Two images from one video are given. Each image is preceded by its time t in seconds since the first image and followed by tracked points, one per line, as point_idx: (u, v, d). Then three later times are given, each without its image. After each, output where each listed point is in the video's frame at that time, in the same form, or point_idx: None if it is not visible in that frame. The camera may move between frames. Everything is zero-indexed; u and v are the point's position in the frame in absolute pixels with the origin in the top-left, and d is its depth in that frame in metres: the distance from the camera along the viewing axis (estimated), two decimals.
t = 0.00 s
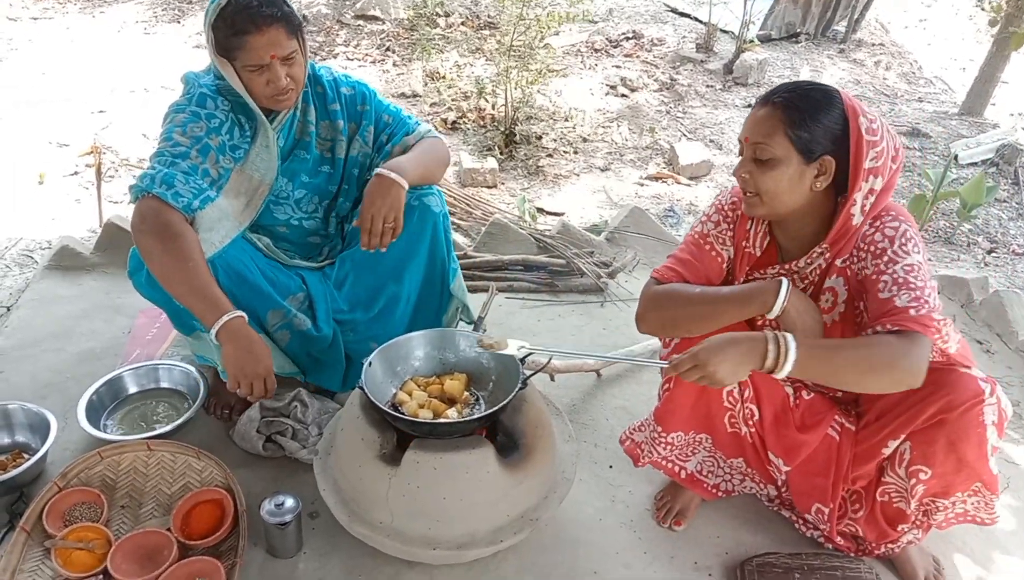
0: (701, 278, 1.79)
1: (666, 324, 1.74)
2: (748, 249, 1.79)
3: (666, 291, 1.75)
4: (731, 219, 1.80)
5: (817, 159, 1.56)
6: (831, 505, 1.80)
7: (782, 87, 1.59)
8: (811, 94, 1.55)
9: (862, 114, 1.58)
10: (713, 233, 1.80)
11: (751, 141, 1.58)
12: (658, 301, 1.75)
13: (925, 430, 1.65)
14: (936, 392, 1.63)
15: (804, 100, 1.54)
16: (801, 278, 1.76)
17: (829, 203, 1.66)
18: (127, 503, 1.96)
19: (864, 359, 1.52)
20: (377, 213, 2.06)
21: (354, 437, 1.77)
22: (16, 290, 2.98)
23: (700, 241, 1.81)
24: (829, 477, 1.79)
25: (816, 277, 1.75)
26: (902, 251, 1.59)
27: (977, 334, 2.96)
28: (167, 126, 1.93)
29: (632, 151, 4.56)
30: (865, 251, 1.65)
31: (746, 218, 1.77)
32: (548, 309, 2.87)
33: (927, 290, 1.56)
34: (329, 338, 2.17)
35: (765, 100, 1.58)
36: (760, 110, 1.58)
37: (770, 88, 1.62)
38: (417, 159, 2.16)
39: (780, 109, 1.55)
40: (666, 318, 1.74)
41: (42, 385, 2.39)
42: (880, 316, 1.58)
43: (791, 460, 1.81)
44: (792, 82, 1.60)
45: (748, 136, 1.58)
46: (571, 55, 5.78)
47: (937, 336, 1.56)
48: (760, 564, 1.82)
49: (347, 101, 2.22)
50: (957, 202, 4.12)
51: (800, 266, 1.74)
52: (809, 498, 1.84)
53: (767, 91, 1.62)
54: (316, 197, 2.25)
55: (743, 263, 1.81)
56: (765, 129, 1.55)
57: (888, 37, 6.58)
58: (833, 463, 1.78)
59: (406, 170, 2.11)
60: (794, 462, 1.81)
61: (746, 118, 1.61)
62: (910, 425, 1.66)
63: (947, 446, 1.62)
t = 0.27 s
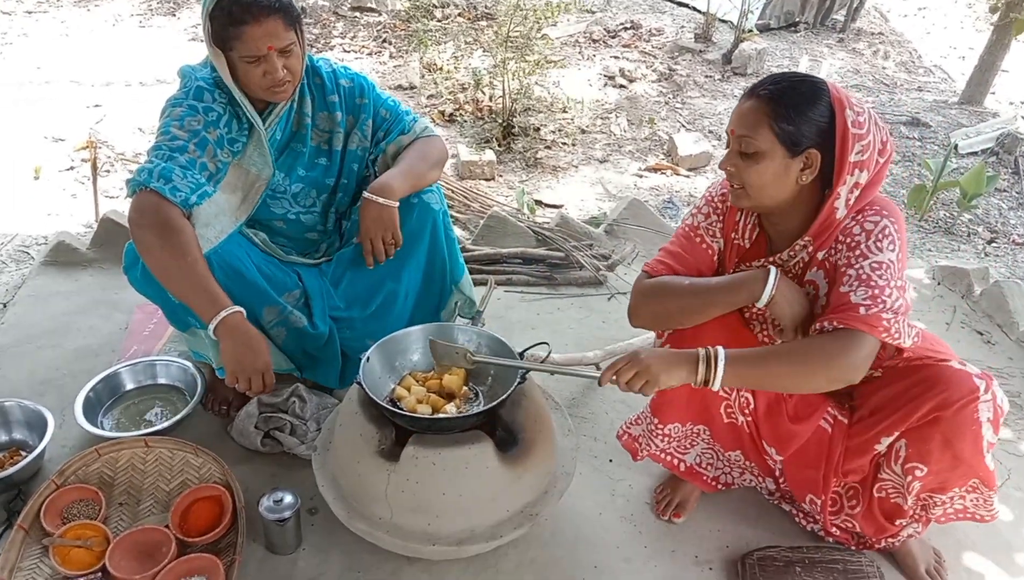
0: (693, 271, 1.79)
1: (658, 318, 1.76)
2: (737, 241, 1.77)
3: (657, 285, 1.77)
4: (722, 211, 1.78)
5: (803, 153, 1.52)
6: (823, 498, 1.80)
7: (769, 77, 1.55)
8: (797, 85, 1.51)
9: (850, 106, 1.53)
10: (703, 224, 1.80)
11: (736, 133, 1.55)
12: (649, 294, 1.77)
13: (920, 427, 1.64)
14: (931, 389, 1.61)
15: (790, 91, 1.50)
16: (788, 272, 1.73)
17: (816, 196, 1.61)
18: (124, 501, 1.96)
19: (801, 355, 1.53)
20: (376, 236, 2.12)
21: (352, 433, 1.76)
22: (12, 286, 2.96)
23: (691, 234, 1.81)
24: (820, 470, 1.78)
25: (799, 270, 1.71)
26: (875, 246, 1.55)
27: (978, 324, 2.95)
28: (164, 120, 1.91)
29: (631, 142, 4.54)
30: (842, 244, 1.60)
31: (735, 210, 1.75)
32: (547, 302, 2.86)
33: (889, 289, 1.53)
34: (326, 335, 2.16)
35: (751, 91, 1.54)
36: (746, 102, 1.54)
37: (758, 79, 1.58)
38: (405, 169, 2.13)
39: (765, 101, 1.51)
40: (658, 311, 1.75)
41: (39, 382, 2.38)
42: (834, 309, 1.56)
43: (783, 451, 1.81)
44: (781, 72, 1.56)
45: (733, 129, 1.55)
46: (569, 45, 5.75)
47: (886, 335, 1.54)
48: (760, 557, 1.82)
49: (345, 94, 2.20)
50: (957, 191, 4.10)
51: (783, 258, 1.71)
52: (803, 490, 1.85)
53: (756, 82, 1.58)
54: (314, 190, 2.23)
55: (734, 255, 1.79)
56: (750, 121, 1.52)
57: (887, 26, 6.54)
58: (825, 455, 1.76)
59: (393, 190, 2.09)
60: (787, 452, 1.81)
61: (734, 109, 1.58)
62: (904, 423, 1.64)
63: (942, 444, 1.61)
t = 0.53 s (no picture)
0: (692, 271, 1.79)
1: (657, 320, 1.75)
2: (735, 242, 1.77)
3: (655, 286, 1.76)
4: (722, 211, 1.78)
5: (800, 156, 1.51)
6: (818, 499, 1.80)
7: (766, 80, 1.53)
8: (793, 88, 1.49)
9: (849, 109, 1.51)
10: (702, 225, 1.79)
11: (733, 137, 1.54)
12: (646, 295, 1.77)
13: (915, 433, 1.63)
14: (926, 397, 1.61)
15: (787, 95, 1.49)
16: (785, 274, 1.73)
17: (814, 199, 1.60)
18: (126, 499, 1.95)
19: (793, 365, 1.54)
20: (365, 227, 2.10)
21: (354, 431, 1.76)
22: (14, 284, 2.96)
23: (690, 235, 1.81)
24: (814, 472, 1.78)
25: (795, 272, 1.70)
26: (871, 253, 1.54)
27: (981, 323, 2.94)
28: (168, 117, 1.90)
29: (633, 140, 4.53)
30: (840, 248, 1.60)
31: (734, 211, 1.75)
32: (549, 300, 2.85)
33: (886, 296, 1.52)
34: (324, 336, 2.16)
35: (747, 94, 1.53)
36: (742, 105, 1.53)
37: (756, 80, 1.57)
38: (405, 165, 2.14)
39: (761, 105, 1.50)
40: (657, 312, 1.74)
41: (40, 380, 2.38)
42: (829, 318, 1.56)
43: (779, 450, 1.81)
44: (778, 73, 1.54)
45: (730, 133, 1.54)
46: (571, 43, 5.74)
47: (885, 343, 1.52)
48: (762, 557, 1.82)
49: (351, 94, 2.19)
50: (960, 190, 4.09)
51: (776, 259, 1.71)
52: (799, 490, 1.84)
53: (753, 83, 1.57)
54: (316, 189, 2.22)
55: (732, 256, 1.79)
56: (746, 126, 1.51)
57: (890, 24, 6.52)
58: (821, 457, 1.76)
59: (392, 184, 2.09)
60: (783, 451, 1.81)
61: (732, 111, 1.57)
62: (900, 429, 1.64)
63: (938, 451, 1.61)
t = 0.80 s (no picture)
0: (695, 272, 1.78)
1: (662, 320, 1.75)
2: (740, 243, 1.77)
3: (659, 287, 1.76)
4: (724, 212, 1.78)
5: (807, 160, 1.51)
6: (824, 498, 1.81)
7: (771, 83, 1.52)
8: (798, 92, 1.49)
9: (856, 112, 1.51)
10: (706, 225, 1.79)
11: (738, 140, 1.53)
12: (651, 295, 1.76)
13: (921, 432, 1.63)
14: (932, 394, 1.61)
15: (792, 98, 1.48)
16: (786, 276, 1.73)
17: (819, 200, 1.60)
18: (129, 497, 1.95)
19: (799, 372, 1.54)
20: (371, 223, 2.11)
21: (355, 429, 1.76)
22: (17, 283, 2.97)
23: (694, 235, 1.80)
24: (821, 472, 1.79)
25: (799, 273, 1.70)
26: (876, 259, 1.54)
27: (985, 321, 2.93)
28: (172, 116, 1.89)
29: (636, 139, 4.53)
30: (844, 251, 1.60)
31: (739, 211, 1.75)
32: (551, 299, 2.85)
33: (889, 302, 1.52)
34: (327, 335, 2.16)
35: (751, 97, 1.52)
36: (746, 108, 1.53)
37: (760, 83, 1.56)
38: (409, 163, 2.15)
39: (765, 109, 1.49)
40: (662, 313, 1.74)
41: (44, 378, 2.38)
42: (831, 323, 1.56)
43: (785, 450, 1.82)
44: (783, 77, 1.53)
45: (736, 136, 1.54)
46: (574, 42, 5.73)
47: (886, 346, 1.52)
48: (765, 555, 1.82)
49: (355, 93, 2.19)
50: (963, 188, 4.08)
51: (781, 259, 1.70)
52: (805, 489, 1.85)
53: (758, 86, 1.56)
54: (319, 188, 2.22)
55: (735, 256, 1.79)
56: (750, 129, 1.50)
57: (893, 21, 6.51)
58: (827, 456, 1.77)
59: (396, 180, 2.10)
60: (788, 452, 1.81)
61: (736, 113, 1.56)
62: (906, 427, 1.64)
63: (944, 448, 1.60)
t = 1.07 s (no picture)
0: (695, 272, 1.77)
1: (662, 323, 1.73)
2: (744, 245, 1.76)
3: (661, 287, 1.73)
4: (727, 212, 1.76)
5: (828, 167, 1.51)
6: (823, 499, 1.80)
7: (784, 92, 1.50)
8: (816, 102, 1.47)
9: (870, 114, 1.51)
10: (709, 224, 1.77)
11: (758, 153, 1.51)
12: (652, 294, 1.73)
13: (920, 430, 1.62)
14: (931, 392, 1.60)
15: (810, 107, 1.47)
16: (788, 275, 1.72)
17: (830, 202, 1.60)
18: (124, 499, 1.94)
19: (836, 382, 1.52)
20: (370, 225, 2.11)
21: (351, 431, 1.76)
22: (13, 284, 2.96)
23: (696, 233, 1.78)
24: (821, 472, 1.79)
25: (806, 274, 1.70)
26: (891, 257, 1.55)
27: (980, 324, 2.94)
28: (169, 119, 1.89)
29: (632, 141, 4.53)
30: (856, 253, 1.60)
31: (744, 214, 1.74)
32: (547, 301, 2.85)
33: (909, 302, 1.53)
34: (325, 336, 2.16)
35: (768, 109, 1.50)
36: (763, 119, 1.50)
37: (769, 92, 1.54)
38: (407, 164, 2.14)
39: (786, 120, 1.47)
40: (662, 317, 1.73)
41: (39, 380, 2.38)
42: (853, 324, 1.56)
43: (783, 451, 1.81)
44: (795, 84, 1.51)
45: (754, 149, 1.52)
46: (571, 44, 5.74)
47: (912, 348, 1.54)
48: (760, 557, 1.82)
49: (351, 94, 2.19)
50: (959, 191, 4.09)
51: (788, 261, 1.69)
52: (803, 490, 1.84)
53: (768, 94, 1.54)
54: (316, 189, 2.23)
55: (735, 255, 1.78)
56: (773, 142, 1.48)
57: (889, 24, 6.53)
58: (825, 455, 1.76)
59: (395, 181, 2.10)
60: (786, 453, 1.81)
61: (749, 124, 1.54)
62: (906, 425, 1.63)
63: (943, 446, 1.60)
